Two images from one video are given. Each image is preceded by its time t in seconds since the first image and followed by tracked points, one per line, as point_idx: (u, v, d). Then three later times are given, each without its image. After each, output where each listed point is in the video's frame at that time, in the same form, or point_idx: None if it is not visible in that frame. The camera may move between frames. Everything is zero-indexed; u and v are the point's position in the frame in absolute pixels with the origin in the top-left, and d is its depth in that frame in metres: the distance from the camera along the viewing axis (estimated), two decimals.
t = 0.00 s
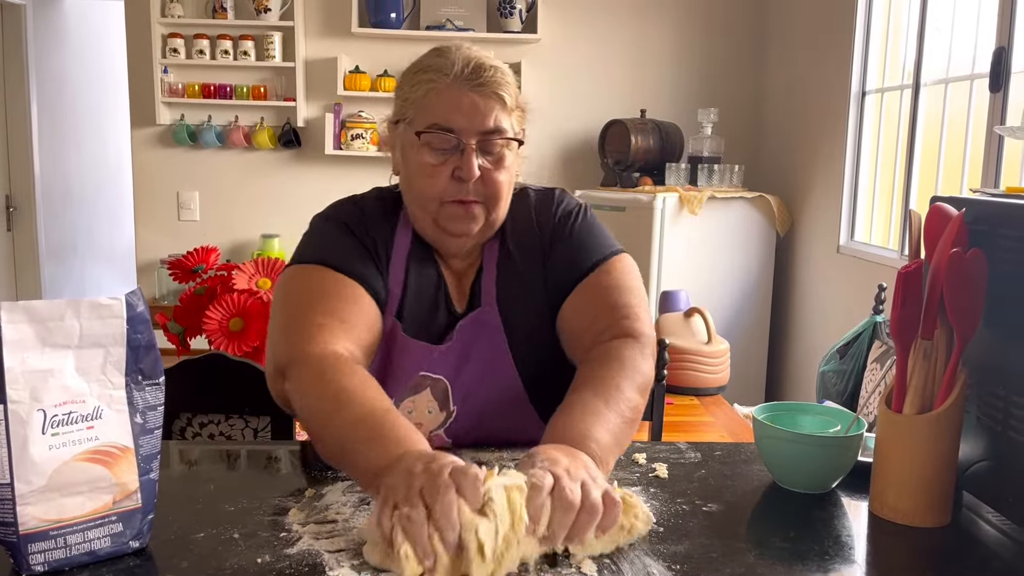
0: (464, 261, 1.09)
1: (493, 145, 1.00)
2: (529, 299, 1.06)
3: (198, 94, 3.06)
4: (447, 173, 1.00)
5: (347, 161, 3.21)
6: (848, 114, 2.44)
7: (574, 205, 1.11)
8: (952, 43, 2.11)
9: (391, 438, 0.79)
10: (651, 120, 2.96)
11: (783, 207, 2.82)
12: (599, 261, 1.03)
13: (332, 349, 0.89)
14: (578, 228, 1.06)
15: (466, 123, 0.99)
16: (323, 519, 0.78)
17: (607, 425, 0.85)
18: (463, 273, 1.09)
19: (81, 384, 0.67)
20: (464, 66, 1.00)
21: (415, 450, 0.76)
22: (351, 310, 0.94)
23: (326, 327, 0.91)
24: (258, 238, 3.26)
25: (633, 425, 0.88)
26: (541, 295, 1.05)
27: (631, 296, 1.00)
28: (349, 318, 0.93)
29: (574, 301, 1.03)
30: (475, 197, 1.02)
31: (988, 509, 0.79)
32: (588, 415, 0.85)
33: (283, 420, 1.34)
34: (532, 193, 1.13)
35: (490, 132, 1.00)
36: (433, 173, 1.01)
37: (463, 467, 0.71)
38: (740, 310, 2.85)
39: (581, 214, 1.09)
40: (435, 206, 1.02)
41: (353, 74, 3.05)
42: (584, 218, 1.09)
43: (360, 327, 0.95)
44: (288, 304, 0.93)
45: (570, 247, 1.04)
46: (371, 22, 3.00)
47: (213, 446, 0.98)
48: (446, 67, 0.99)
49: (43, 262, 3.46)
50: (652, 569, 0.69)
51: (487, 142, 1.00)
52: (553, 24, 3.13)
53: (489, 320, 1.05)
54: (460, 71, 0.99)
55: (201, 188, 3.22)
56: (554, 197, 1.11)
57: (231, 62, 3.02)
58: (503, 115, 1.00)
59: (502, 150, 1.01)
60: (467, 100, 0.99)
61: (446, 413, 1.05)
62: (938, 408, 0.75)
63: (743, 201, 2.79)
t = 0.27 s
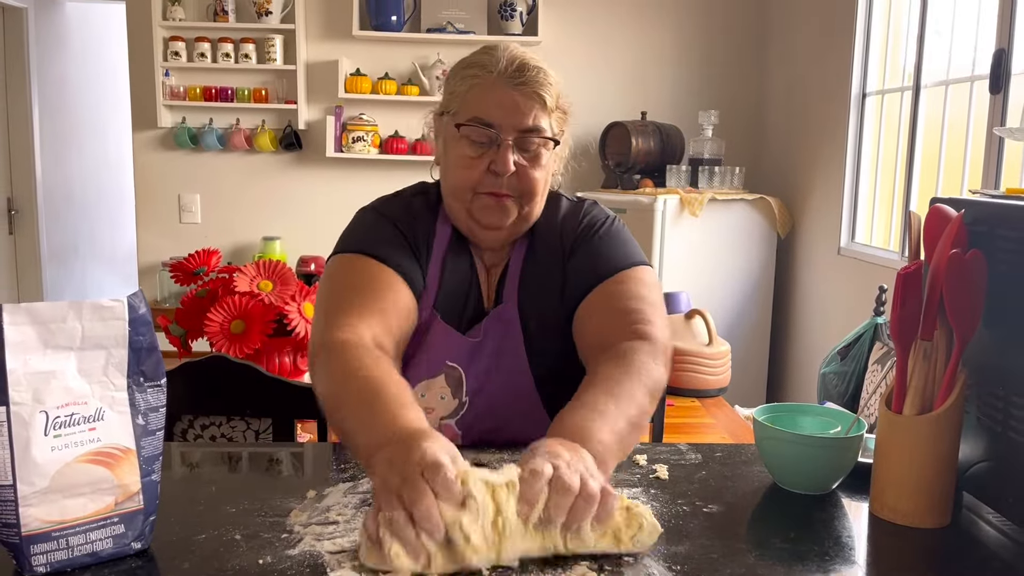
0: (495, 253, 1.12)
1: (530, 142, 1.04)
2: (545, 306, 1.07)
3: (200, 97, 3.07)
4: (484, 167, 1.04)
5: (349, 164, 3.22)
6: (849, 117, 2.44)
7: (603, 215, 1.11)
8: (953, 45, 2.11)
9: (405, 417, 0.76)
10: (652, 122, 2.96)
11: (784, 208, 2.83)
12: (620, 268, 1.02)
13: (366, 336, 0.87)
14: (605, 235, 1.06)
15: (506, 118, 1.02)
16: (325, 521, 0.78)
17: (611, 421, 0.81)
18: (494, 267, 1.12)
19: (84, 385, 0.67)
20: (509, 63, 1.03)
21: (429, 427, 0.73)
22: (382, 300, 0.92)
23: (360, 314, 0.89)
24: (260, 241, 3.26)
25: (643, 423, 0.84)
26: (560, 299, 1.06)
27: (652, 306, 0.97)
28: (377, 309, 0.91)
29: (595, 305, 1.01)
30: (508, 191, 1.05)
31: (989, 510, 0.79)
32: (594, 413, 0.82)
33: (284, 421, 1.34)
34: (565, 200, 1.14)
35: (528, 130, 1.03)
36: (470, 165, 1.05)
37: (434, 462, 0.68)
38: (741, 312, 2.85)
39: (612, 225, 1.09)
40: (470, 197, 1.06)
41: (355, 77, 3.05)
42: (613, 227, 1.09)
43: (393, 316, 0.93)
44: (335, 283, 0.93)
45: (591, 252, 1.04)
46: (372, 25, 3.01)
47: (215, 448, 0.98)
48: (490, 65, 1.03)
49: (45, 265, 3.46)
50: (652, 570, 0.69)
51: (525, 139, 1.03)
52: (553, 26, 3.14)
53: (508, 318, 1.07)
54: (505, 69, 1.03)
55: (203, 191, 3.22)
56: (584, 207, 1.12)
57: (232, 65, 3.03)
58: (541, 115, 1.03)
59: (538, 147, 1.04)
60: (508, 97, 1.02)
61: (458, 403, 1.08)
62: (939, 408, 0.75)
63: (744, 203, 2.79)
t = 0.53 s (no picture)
0: (479, 245, 1.20)
1: (519, 142, 1.11)
2: (568, 318, 1.19)
3: (202, 100, 3.08)
4: (476, 165, 1.12)
5: (350, 166, 3.22)
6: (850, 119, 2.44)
7: (597, 220, 1.22)
8: (954, 47, 2.11)
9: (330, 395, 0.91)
10: (653, 124, 2.96)
11: (785, 210, 2.83)
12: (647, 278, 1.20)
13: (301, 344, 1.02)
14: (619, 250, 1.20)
15: (497, 119, 1.10)
16: (328, 521, 0.79)
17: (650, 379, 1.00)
18: (482, 260, 1.20)
19: (87, 388, 0.68)
20: (500, 69, 1.11)
21: (343, 371, 0.88)
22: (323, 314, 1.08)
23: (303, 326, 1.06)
24: (261, 243, 3.27)
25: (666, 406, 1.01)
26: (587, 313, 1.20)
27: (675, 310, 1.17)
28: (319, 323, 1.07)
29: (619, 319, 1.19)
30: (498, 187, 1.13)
31: (991, 511, 0.79)
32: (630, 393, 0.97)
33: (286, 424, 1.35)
34: (556, 204, 1.24)
35: (518, 131, 1.11)
36: (463, 163, 1.12)
37: (368, 396, 0.81)
38: (742, 314, 2.85)
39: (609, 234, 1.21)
40: (462, 193, 1.13)
41: (356, 79, 3.06)
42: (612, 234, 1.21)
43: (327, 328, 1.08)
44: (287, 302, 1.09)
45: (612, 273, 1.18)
46: (373, 28, 3.01)
47: (217, 451, 0.98)
48: (482, 71, 1.11)
49: (46, 267, 3.47)
50: (655, 570, 0.69)
51: (514, 139, 1.11)
52: (554, 28, 3.14)
53: (508, 307, 1.16)
54: (495, 74, 1.11)
55: (204, 194, 3.23)
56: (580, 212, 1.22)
57: (234, 68, 3.03)
58: (530, 116, 1.11)
59: (527, 147, 1.12)
60: (499, 100, 1.10)
61: (457, 382, 1.15)
62: (940, 410, 0.75)
63: (745, 204, 2.79)
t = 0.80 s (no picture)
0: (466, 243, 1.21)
1: (510, 142, 1.12)
2: (546, 308, 1.19)
3: (203, 103, 3.08)
4: (469, 164, 1.12)
5: (351, 168, 3.22)
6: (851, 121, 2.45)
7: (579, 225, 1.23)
8: (955, 49, 2.11)
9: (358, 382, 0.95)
10: (654, 127, 2.96)
11: (786, 212, 2.83)
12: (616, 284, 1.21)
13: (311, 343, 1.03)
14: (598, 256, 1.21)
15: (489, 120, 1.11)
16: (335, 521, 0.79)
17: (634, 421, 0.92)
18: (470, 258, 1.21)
19: (91, 391, 0.68)
20: (492, 72, 1.12)
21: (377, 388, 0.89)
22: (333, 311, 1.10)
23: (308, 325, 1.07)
24: (263, 245, 3.27)
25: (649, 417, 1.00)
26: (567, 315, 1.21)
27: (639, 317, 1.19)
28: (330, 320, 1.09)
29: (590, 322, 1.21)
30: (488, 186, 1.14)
31: (994, 513, 0.79)
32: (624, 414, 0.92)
33: (289, 425, 1.35)
34: (538, 208, 1.24)
35: (509, 131, 1.12)
36: (455, 162, 1.13)
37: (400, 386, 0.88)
38: (743, 315, 2.86)
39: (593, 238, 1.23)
40: (452, 191, 1.14)
41: (357, 81, 3.06)
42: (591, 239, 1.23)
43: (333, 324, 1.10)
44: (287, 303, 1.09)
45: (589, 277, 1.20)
46: (375, 30, 3.01)
47: (220, 453, 0.98)
48: (475, 72, 1.12)
49: (48, 269, 3.48)
50: (658, 573, 0.69)
51: (505, 139, 1.12)
52: (554, 30, 3.14)
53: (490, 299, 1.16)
54: (488, 77, 1.12)
55: (206, 196, 3.23)
56: (564, 215, 1.22)
57: (235, 71, 3.04)
58: (521, 116, 1.12)
59: (517, 147, 1.13)
60: (491, 100, 1.11)
61: (445, 371, 1.15)
62: (943, 412, 0.75)
63: (746, 206, 2.79)
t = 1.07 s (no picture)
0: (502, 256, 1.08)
1: (531, 154, 0.99)
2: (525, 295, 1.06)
3: (194, 89, 3.06)
4: (485, 179, 0.99)
5: (344, 154, 3.21)
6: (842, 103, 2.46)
7: (624, 212, 1.08)
8: (947, 29, 2.11)
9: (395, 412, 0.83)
10: (646, 109, 2.95)
11: (780, 194, 2.83)
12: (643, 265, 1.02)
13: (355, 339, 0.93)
14: (626, 237, 1.04)
15: (505, 131, 0.97)
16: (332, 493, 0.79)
17: (586, 406, 0.87)
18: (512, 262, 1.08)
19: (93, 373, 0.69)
20: (509, 77, 0.97)
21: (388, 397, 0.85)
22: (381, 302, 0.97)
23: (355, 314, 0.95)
24: (256, 232, 3.26)
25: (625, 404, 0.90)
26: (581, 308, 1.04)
27: (664, 308, 0.98)
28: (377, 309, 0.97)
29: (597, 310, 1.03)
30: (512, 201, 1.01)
31: (981, 494, 0.79)
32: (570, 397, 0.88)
33: (283, 413, 1.35)
34: (586, 199, 1.11)
35: (529, 144, 0.98)
36: (473, 176, 1.00)
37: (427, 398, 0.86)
38: (738, 298, 2.86)
39: (632, 223, 1.07)
40: (479, 206, 1.01)
41: (349, 66, 3.04)
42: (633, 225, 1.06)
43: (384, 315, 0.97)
44: (337, 281, 0.98)
45: (605, 256, 1.03)
46: (365, 14, 2.99)
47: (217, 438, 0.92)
48: (489, 80, 0.98)
49: (41, 259, 3.47)
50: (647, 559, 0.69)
51: (524, 152, 0.98)
52: (547, 13, 3.12)
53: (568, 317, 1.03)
54: (501, 83, 0.97)
55: (199, 183, 3.22)
56: (607, 202, 1.10)
57: (225, 56, 3.01)
58: (543, 127, 0.98)
59: (541, 158, 0.99)
60: (506, 112, 0.97)
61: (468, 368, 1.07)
62: (930, 394, 0.76)
63: (740, 188, 2.80)
